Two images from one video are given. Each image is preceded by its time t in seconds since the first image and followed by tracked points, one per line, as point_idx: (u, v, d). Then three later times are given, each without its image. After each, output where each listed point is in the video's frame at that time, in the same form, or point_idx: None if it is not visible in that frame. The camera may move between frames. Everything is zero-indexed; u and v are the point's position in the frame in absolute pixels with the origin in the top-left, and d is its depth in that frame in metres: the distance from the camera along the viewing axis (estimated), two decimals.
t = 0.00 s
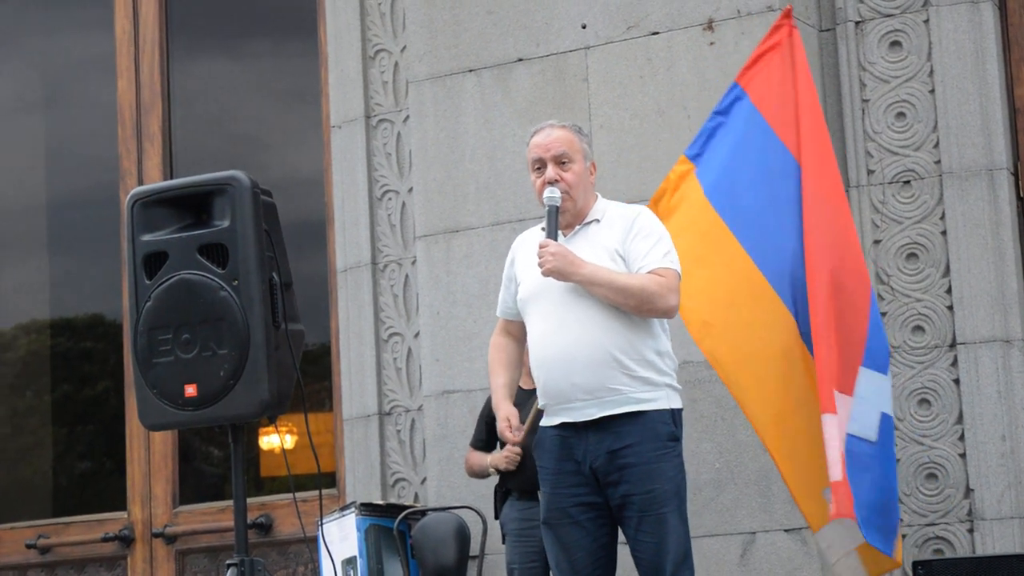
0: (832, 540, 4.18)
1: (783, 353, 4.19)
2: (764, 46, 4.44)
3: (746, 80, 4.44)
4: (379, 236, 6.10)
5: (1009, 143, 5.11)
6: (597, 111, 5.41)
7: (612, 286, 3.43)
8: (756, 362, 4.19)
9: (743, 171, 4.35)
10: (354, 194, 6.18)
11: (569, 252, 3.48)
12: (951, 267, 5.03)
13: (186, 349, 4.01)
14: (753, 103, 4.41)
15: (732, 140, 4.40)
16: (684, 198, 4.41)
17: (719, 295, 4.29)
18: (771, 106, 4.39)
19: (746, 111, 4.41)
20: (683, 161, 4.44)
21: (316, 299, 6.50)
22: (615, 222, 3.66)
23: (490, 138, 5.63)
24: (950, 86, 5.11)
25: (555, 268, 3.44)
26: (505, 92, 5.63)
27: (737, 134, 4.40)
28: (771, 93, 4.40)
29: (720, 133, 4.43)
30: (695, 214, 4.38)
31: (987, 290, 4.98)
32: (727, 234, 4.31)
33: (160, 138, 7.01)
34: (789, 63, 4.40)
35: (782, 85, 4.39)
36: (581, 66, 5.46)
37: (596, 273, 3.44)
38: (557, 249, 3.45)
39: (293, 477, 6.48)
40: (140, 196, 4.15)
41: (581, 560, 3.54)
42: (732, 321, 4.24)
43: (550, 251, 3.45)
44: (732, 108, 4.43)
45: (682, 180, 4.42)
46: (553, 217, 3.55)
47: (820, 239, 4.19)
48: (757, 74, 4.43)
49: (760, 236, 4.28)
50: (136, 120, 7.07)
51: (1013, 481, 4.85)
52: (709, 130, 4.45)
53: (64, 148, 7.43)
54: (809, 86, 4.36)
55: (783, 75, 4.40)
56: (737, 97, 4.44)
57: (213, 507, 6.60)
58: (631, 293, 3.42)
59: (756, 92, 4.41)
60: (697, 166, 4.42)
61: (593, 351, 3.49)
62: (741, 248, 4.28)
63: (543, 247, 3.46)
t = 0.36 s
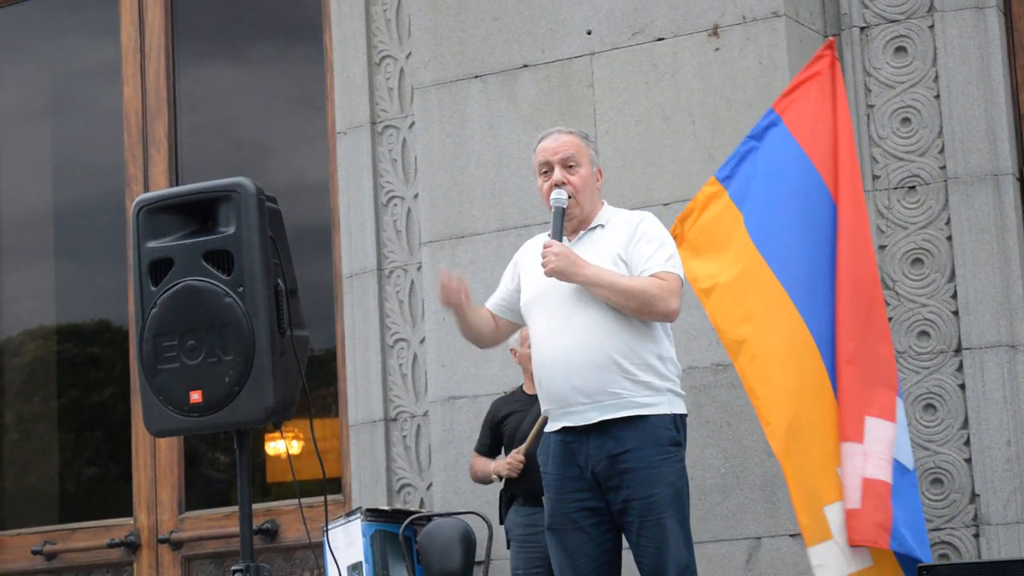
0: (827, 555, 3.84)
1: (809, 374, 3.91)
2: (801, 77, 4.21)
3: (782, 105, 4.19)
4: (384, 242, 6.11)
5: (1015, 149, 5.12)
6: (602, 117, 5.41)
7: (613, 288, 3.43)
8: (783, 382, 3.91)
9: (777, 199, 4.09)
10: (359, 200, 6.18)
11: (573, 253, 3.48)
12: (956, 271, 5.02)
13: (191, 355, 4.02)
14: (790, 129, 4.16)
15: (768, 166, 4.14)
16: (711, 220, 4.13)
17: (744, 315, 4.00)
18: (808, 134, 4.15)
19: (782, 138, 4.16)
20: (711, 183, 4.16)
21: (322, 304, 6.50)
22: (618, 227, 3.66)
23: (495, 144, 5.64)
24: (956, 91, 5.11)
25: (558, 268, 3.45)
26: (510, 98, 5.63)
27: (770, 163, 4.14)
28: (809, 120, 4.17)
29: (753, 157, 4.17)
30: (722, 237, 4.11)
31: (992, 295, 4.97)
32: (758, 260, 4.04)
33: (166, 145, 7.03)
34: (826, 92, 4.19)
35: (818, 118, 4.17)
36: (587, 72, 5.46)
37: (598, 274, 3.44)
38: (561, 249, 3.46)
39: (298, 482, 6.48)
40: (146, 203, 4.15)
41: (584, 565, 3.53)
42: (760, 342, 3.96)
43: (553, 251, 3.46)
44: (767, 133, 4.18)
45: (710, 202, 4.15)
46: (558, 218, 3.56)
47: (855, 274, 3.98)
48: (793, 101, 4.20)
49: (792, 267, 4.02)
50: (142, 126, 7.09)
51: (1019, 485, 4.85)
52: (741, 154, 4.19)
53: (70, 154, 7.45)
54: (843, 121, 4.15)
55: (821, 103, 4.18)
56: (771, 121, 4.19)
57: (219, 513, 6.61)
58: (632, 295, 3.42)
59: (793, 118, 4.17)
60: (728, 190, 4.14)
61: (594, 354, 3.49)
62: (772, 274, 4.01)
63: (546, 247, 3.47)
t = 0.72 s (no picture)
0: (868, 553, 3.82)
1: (849, 385, 3.88)
2: (814, 85, 4.18)
3: (795, 115, 4.15)
4: (385, 245, 6.11)
5: (1016, 150, 5.12)
6: (603, 119, 5.41)
7: (614, 290, 3.43)
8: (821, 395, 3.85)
9: (799, 209, 4.05)
10: (361, 203, 6.19)
11: (575, 255, 3.49)
12: (957, 273, 5.02)
13: (193, 359, 4.02)
14: (805, 140, 4.12)
15: (783, 176, 4.09)
16: (725, 228, 4.04)
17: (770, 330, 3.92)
18: (823, 144, 4.13)
19: (796, 148, 4.12)
20: (722, 191, 4.08)
21: (324, 307, 6.51)
22: (619, 230, 3.66)
23: (496, 147, 5.64)
24: (956, 93, 5.11)
25: (560, 270, 3.45)
26: (511, 101, 5.63)
27: (787, 171, 4.09)
28: (824, 131, 4.14)
29: (767, 167, 4.10)
30: (735, 249, 4.02)
31: (993, 297, 4.97)
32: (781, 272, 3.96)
33: (167, 148, 7.04)
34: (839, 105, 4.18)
35: (833, 127, 4.15)
36: (587, 75, 5.47)
37: (600, 276, 3.45)
38: (563, 252, 3.47)
39: (300, 485, 6.48)
40: (147, 206, 4.16)
41: (585, 568, 3.53)
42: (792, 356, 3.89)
43: (554, 254, 3.47)
44: (780, 143, 4.13)
45: (722, 209, 4.06)
46: (560, 220, 3.57)
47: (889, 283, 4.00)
48: (806, 110, 4.16)
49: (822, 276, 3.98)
50: (144, 130, 7.10)
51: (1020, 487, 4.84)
52: (754, 163, 4.11)
53: (72, 158, 7.45)
54: (860, 133, 4.17)
55: (834, 115, 4.17)
56: (783, 131, 4.13)
57: (221, 516, 6.61)
58: (633, 297, 3.42)
59: (808, 129, 4.13)
60: (742, 199, 4.06)
61: (595, 357, 3.49)
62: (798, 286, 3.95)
63: (548, 250, 3.47)
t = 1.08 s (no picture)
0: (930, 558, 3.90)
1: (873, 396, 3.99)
2: (801, 90, 4.24)
3: (782, 118, 4.23)
4: (390, 250, 6.11)
5: (1019, 154, 5.12)
6: (607, 124, 5.41)
7: (621, 297, 3.43)
8: (853, 414, 3.97)
9: (795, 213, 4.16)
10: (365, 209, 6.19)
11: (581, 263, 3.48)
12: (962, 278, 5.02)
13: (198, 365, 4.02)
14: (794, 142, 4.22)
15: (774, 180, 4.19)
16: (719, 235, 4.16)
17: (790, 353, 4.04)
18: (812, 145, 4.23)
19: (785, 151, 4.21)
20: (713, 196, 4.18)
21: (328, 313, 6.51)
22: (624, 236, 3.67)
23: (500, 152, 5.65)
24: (960, 97, 5.11)
25: (566, 278, 3.44)
26: (514, 106, 5.64)
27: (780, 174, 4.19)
28: (812, 133, 4.23)
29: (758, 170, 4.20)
30: (732, 256, 4.15)
31: (998, 301, 4.97)
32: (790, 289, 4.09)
33: (172, 154, 7.05)
34: (828, 103, 4.25)
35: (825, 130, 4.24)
36: (591, 80, 5.47)
37: (607, 284, 3.45)
38: (569, 259, 3.45)
39: (305, 491, 6.47)
40: (151, 213, 4.17)
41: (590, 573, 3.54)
42: (816, 379, 4.01)
43: (561, 262, 3.45)
44: (769, 145, 4.21)
45: (714, 214, 4.16)
46: (565, 227, 3.56)
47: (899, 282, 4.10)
48: (793, 112, 4.24)
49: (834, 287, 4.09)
50: (148, 136, 7.11)
51: None
52: (744, 166, 4.20)
53: (76, 164, 7.46)
54: (856, 130, 4.24)
55: (822, 114, 4.25)
56: (772, 134, 4.22)
57: (226, 522, 6.62)
58: (641, 306, 3.43)
59: (797, 132, 4.22)
60: (732, 204, 4.17)
61: (599, 363, 3.49)
62: (806, 302, 4.07)
63: (555, 258, 3.46)
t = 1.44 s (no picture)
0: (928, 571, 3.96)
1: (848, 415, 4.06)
2: (754, 95, 4.32)
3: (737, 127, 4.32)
4: (396, 251, 6.11)
5: None
6: (614, 126, 5.42)
7: (626, 299, 3.44)
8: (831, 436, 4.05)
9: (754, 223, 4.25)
10: (372, 210, 6.20)
11: (586, 264, 3.50)
12: (969, 280, 5.01)
13: (205, 365, 4.03)
14: (750, 150, 4.30)
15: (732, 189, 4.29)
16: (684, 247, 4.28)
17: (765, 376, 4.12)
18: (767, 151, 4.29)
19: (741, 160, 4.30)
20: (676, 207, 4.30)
21: (335, 314, 6.52)
22: (630, 237, 3.66)
23: (507, 153, 5.65)
24: (967, 99, 5.10)
25: (572, 278, 3.46)
26: (521, 107, 5.64)
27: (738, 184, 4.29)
28: (767, 139, 4.29)
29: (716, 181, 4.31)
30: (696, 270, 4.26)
31: (1005, 304, 4.96)
32: (760, 306, 4.16)
33: (179, 155, 7.07)
34: (781, 109, 4.30)
35: (780, 134, 4.29)
36: (598, 81, 5.47)
37: (611, 285, 3.46)
38: (574, 260, 3.48)
39: (312, 491, 6.48)
40: (159, 213, 4.18)
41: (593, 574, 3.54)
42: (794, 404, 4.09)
43: (565, 262, 3.47)
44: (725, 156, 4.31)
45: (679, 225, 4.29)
46: (571, 228, 3.58)
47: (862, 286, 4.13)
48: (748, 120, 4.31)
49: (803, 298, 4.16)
50: (156, 137, 7.13)
51: None
52: (704, 177, 4.33)
53: (84, 164, 7.48)
54: (812, 133, 4.28)
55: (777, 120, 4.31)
56: (728, 145, 4.32)
57: (232, 522, 6.62)
58: (645, 308, 3.43)
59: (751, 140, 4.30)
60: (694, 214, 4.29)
61: (603, 365, 3.49)
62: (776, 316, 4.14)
63: (559, 257, 3.48)
